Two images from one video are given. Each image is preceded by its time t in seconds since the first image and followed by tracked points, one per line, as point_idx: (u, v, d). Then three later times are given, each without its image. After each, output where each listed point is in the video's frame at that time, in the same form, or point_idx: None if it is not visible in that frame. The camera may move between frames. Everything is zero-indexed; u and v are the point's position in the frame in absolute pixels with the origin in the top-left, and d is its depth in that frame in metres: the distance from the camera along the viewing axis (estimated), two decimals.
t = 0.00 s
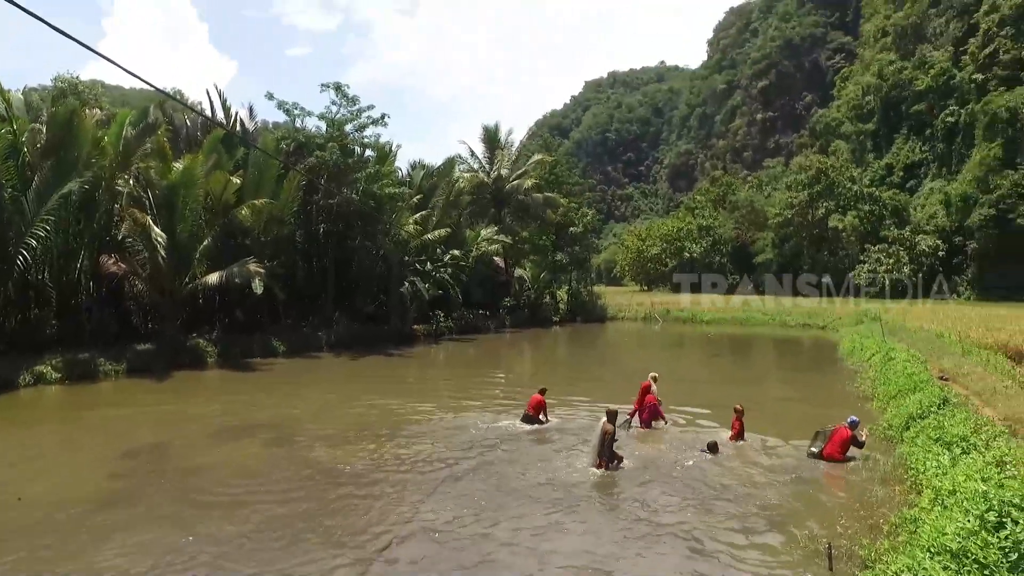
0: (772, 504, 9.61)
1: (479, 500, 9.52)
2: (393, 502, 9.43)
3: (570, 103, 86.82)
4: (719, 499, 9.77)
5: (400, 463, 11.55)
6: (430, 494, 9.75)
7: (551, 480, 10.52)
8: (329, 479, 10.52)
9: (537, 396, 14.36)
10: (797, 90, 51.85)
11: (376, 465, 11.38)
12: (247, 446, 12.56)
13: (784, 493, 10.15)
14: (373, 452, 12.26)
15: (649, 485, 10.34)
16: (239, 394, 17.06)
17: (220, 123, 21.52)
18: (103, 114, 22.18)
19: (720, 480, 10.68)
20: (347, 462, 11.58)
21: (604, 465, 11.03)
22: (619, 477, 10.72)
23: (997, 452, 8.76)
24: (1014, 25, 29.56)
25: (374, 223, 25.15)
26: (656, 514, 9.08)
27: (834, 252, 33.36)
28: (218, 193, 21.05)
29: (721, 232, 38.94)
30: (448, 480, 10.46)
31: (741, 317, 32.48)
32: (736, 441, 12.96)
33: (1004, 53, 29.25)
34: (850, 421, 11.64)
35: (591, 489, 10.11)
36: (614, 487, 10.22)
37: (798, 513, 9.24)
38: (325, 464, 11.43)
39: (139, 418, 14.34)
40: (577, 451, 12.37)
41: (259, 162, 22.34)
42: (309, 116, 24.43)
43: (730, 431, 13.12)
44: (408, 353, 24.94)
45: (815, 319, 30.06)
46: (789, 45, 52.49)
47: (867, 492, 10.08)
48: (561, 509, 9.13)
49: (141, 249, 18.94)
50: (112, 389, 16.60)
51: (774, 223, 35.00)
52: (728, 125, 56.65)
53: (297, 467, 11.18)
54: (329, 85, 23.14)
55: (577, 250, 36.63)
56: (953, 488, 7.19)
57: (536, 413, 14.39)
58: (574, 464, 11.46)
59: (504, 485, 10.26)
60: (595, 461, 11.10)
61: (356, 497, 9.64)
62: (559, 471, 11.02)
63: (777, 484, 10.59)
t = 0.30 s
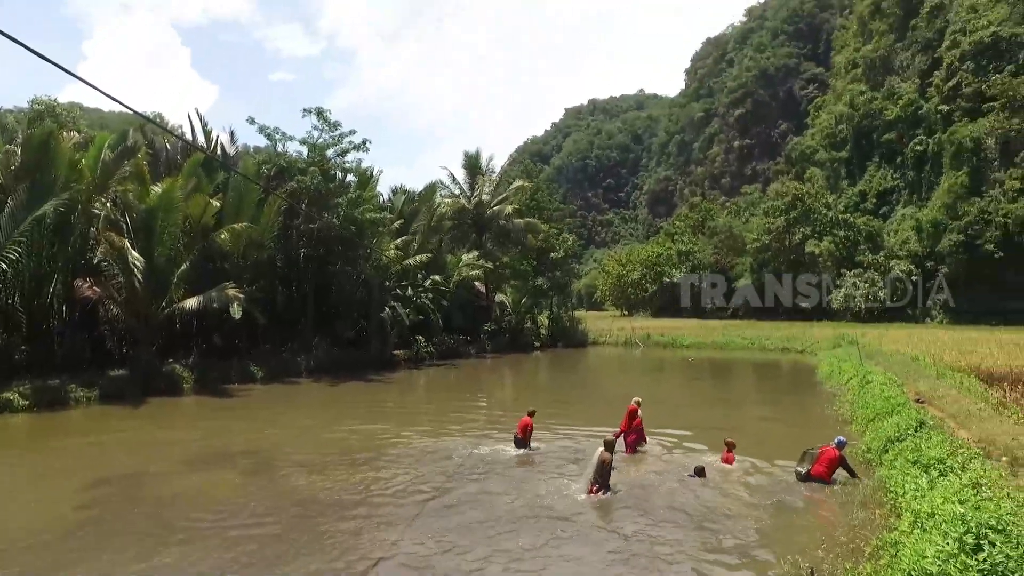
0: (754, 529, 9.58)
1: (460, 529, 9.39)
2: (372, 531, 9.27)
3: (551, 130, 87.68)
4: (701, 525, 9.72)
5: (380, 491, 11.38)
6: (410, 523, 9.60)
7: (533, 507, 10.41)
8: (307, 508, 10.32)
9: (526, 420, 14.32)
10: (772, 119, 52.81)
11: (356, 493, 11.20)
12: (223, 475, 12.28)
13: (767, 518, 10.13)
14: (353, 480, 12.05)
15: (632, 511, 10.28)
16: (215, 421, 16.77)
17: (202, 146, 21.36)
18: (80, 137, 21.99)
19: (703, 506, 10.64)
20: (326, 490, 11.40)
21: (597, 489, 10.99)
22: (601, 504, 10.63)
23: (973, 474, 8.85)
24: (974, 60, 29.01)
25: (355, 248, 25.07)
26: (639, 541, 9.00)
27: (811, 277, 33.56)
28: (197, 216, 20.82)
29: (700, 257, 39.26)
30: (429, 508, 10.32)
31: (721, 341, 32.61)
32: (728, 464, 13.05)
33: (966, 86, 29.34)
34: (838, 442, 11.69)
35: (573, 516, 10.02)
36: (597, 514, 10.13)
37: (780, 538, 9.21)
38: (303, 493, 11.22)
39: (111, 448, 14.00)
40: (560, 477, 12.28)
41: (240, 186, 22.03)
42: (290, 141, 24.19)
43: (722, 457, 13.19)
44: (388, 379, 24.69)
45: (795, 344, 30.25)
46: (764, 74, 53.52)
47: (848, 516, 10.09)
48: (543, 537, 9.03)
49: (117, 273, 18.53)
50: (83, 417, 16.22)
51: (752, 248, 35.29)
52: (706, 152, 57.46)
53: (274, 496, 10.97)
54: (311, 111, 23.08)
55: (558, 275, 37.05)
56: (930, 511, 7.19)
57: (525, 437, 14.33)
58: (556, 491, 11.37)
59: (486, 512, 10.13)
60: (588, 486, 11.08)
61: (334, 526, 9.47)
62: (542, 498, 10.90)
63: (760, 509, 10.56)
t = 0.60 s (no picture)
0: (735, 558, 9.54)
1: (439, 561, 9.24)
2: (349, 565, 9.09)
3: (530, 160, 88.49)
4: (682, 555, 9.66)
5: (357, 523, 11.18)
6: (388, 556, 9.43)
7: (513, 538, 10.29)
8: (282, 541, 10.11)
9: (509, 446, 14.19)
10: (746, 151, 53.79)
11: (332, 525, 10.99)
12: (194, 508, 11.99)
13: (748, 547, 10.09)
14: (330, 512, 11.80)
15: (613, 541, 10.19)
16: (188, 452, 16.44)
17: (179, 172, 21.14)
18: (54, 163, 21.80)
19: (684, 535, 10.58)
20: (301, 523, 11.17)
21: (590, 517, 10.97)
22: (582, 534, 10.53)
23: (948, 501, 8.91)
24: (935, 96, 29.82)
25: (332, 277, 24.92)
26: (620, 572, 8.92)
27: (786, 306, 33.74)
28: (172, 243, 20.39)
29: (677, 286, 39.56)
30: (408, 540, 10.15)
31: (699, 369, 32.72)
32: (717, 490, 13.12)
33: (929, 121, 30.03)
34: (816, 467, 11.70)
35: (554, 547, 9.91)
36: (578, 545, 10.03)
37: (761, 568, 9.19)
38: (277, 526, 10.98)
39: (78, 481, 13.62)
40: (540, 507, 12.17)
41: (216, 213, 21.89)
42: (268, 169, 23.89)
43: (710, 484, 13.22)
44: (365, 409, 24.33)
45: (771, 372, 30.42)
46: (737, 107, 54.58)
47: (828, 544, 10.09)
48: (523, 569, 8.91)
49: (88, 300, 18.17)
50: (48, 449, 15.79)
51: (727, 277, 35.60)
52: (682, 182, 58.27)
53: (247, 530, 10.72)
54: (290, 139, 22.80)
55: (536, 303, 36.46)
56: (906, 539, 7.21)
57: (508, 464, 14.22)
58: (536, 521, 11.25)
59: (466, 544, 10.00)
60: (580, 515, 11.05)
61: (310, 560, 9.26)
62: (522, 528, 10.78)
63: (741, 538, 10.53)
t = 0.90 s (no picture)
0: None
1: None
2: None
3: (511, 186, 89.04)
4: None
5: (335, 551, 10.98)
6: None
7: (496, 565, 10.17)
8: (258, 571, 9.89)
9: (497, 474, 14.08)
10: (724, 178, 54.54)
11: (309, 554, 10.78)
12: (167, 538, 11.70)
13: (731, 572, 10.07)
14: (307, 541, 11.55)
15: (596, 568, 10.10)
16: (161, 479, 16.08)
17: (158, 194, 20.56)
18: (28, 184, 21.49)
19: (667, 561, 10.54)
20: (278, 552, 10.95)
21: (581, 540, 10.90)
22: (564, 560, 10.43)
23: (926, 525, 8.96)
24: (904, 126, 30.26)
25: (312, 301, 24.46)
26: None
27: (764, 331, 34.09)
28: (149, 265, 20.07)
29: (657, 311, 39.78)
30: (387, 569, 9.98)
31: (679, 394, 32.76)
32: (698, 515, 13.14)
33: (899, 151, 30.36)
34: (798, 490, 11.73)
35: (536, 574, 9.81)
36: (560, 571, 9.94)
37: None
38: (254, 555, 10.75)
39: (46, 511, 13.25)
40: (523, 534, 12.04)
41: (195, 236, 21.08)
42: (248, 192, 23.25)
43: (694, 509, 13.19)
44: (344, 435, 23.84)
45: (751, 397, 30.54)
46: (715, 135, 55.32)
47: (810, 569, 10.10)
48: None
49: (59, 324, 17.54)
50: (15, 478, 15.34)
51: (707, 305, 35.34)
52: (662, 209, 58.88)
53: (222, 559, 10.49)
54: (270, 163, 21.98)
55: (517, 328, 36.10)
56: (886, 563, 7.21)
57: (496, 492, 14.13)
58: (521, 548, 11.13)
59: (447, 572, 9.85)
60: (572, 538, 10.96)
61: None
62: (503, 555, 10.67)
63: (723, 563, 10.50)
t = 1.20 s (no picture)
0: None
1: None
2: None
3: (491, 215, 89.51)
4: None
5: None
6: None
7: None
8: None
9: (483, 504, 13.90)
10: (701, 208, 55.31)
11: None
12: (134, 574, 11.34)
13: None
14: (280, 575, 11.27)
15: None
16: (129, 512, 15.65)
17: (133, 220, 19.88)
18: None
19: None
20: None
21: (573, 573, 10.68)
22: None
23: (902, 553, 8.98)
24: (874, 160, 30.11)
25: (289, 329, 23.76)
26: None
27: (741, 360, 34.30)
28: (121, 292, 19.37)
29: (635, 340, 39.96)
30: None
31: (657, 424, 32.71)
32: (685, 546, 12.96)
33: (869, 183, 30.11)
34: (777, 517, 11.72)
35: None
36: None
37: None
38: None
39: (6, 547, 12.78)
40: (501, 565, 11.88)
41: (169, 263, 20.65)
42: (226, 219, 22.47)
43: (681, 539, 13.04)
44: (320, 466, 23.24)
45: (729, 426, 30.62)
46: (691, 167, 56.15)
47: None
48: None
49: (25, 350, 17.04)
50: None
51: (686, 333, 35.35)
52: (639, 238, 59.50)
53: None
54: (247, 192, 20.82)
55: (495, 357, 34.90)
56: None
57: (481, 523, 13.92)
58: None
59: None
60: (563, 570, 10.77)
61: None
62: None
63: None
